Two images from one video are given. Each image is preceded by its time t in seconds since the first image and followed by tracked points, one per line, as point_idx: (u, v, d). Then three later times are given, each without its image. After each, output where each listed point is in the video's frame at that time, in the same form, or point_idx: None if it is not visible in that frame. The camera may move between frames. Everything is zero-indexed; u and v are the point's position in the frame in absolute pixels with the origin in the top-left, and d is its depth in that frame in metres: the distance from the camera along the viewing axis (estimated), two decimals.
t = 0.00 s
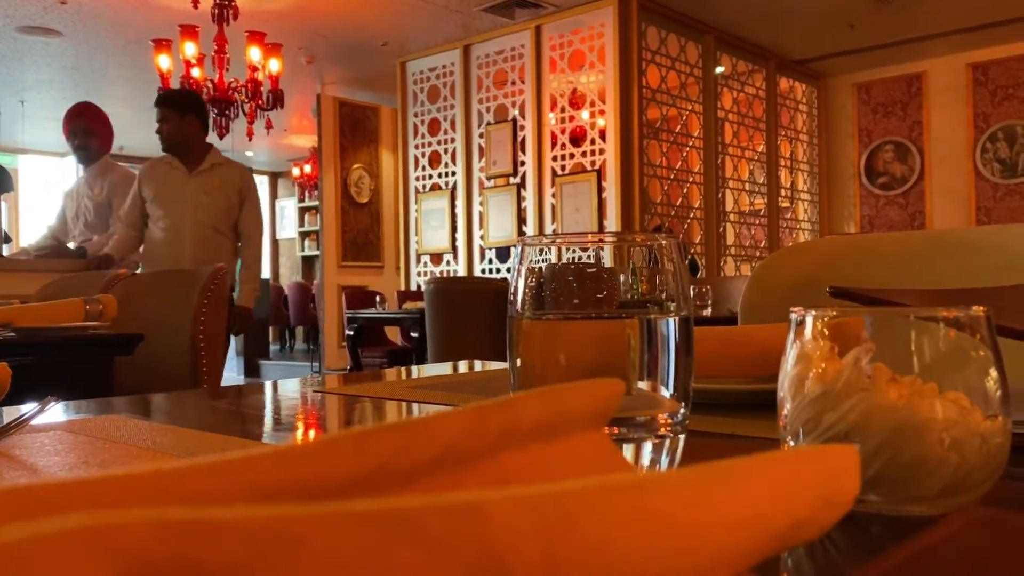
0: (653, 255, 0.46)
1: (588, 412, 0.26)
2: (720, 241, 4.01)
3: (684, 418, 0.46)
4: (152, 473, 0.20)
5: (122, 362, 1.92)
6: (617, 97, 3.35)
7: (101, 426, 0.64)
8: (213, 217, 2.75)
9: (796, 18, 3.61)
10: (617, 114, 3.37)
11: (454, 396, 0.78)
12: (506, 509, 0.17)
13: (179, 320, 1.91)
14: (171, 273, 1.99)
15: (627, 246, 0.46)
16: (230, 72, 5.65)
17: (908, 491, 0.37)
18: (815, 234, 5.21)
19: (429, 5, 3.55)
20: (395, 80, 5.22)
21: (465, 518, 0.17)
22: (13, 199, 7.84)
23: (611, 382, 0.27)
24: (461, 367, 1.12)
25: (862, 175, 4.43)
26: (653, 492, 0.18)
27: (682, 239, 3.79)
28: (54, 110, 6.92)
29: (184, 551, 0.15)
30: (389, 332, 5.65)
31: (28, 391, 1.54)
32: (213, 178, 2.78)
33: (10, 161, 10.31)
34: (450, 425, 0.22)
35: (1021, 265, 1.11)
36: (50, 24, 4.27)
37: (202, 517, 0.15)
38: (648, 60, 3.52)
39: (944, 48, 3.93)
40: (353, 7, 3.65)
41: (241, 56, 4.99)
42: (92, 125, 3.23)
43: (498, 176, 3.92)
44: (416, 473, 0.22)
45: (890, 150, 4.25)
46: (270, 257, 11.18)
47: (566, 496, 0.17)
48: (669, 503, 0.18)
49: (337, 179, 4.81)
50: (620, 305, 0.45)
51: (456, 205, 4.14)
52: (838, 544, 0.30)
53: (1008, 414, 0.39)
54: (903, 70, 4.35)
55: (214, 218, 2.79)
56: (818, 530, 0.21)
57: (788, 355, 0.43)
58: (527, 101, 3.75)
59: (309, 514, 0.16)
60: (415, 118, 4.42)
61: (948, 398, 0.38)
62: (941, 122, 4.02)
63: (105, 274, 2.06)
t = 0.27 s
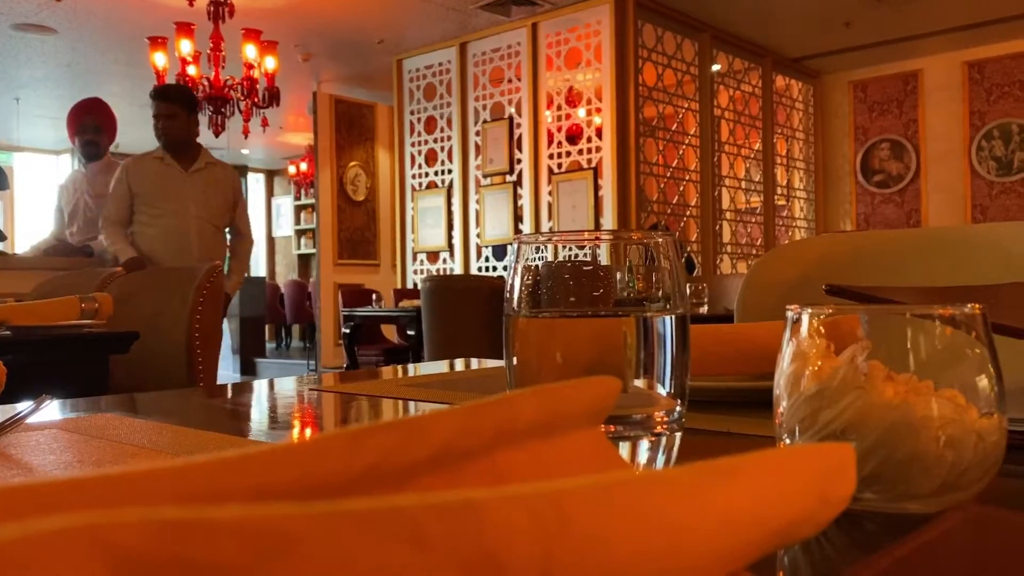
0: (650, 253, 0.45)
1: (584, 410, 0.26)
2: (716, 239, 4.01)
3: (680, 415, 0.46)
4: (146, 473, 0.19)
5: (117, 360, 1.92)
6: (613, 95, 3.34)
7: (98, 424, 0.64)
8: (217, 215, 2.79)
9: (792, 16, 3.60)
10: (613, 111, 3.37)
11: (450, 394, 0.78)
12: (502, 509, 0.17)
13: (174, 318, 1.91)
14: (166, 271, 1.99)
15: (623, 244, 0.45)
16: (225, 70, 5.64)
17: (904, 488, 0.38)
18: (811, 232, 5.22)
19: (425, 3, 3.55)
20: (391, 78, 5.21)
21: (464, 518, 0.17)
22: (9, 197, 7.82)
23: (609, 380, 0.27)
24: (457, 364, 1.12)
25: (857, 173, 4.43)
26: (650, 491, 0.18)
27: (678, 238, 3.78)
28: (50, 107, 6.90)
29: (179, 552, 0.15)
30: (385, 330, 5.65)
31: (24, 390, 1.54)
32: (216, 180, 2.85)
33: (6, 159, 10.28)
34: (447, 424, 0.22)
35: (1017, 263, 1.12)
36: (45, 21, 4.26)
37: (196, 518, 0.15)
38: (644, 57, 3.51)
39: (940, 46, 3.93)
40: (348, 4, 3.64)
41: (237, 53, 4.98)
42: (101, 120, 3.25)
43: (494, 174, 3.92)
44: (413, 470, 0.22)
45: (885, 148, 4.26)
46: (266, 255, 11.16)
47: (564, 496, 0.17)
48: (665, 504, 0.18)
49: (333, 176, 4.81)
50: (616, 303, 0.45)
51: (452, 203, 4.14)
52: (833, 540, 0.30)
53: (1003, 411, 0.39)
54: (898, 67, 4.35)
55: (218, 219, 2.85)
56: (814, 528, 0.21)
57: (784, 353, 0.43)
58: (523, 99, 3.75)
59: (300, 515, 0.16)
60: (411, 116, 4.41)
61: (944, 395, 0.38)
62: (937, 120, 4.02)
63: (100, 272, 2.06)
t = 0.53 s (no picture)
0: (645, 252, 0.46)
1: (580, 407, 0.26)
2: (712, 237, 4.01)
3: (676, 413, 0.46)
4: (138, 472, 0.19)
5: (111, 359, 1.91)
6: (609, 92, 3.34)
7: (94, 423, 0.64)
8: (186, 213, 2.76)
9: (787, 14, 3.60)
10: (609, 109, 3.36)
11: (446, 392, 0.78)
12: (496, 507, 0.17)
13: (169, 316, 1.91)
14: (162, 269, 1.98)
15: (619, 242, 0.45)
16: (221, 67, 5.63)
17: (900, 486, 0.38)
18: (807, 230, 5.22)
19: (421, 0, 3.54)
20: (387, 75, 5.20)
21: (460, 517, 0.17)
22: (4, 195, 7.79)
23: (605, 377, 0.27)
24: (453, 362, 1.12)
25: (852, 171, 4.43)
26: (647, 489, 0.18)
27: (674, 236, 3.78)
28: (45, 105, 6.88)
29: (173, 550, 0.15)
30: (381, 328, 5.65)
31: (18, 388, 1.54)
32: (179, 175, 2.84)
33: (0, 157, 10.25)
34: (444, 422, 0.22)
35: (1013, 261, 1.12)
36: (40, 18, 4.25)
37: (190, 515, 0.15)
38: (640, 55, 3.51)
39: (935, 45, 3.94)
40: (344, 2, 3.64)
41: (232, 51, 4.97)
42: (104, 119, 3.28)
43: (490, 172, 3.91)
44: (410, 468, 0.22)
45: (881, 146, 4.26)
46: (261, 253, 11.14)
47: (559, 493, 0.17)
48: (660, 503, 0.18)
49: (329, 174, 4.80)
50: (613, 301, 0.45)
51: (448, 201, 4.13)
52: (829, 538, 0.30)
53: (998, 409, 0.39)
54: (894, 65, 4.35)
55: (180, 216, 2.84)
56: (811, 526, 0.21)
57: (780, 351, 0.43)
58: (519, 96, 3.74)
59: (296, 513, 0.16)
60: (407, 114, 4.40)
61: (939, 394, 0.38)
62: (933, 118, 4.03)
63: (94, 270, 2.05)
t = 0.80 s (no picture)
0: (642, 250, 0.46)
1: (576, 405, 0.26)
2: (708, 235, 4.01)
3: (673, 411, 0.46)
4: (131, 471, 0.19)
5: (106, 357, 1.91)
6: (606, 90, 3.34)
7: (90, 421, 0.64)
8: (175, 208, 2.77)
9: (783, 11, 3.60)
10: (606, 106, 3.36)
11: (442, 390, 0.77)
12: (492, 506, 0.17)
13: (165, 313, 1.90)
14: (157, 266, 1.98)
15: (616, 240, 0.45)
16: (217, 65, 5.62)
17: (896, 484, 0.38)
18: (803, 228, 5.23)
19: None
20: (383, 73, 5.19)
21: (457, 515, 0.17)
22: None
23: (601, 375, 0.27)
24: (449, 360, 1.12)
25: (848, 169, 4.44)
26: (644, 487, 0.18)
27: (671, 234, 3.78)
28: (40, 102, 6.85)
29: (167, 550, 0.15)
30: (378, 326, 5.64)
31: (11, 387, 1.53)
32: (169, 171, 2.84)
33: None
34: (440, 420, 0.22)
35: (1008, 257, 1.12)
36: (35, 16, 4.23)
37: (183, 514, 0.15)
38: (636, 53, 3.51)
39: (931, 43, 3.94)
40: None
41: (228, 48, 4.96)
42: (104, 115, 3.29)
43: (487, 170, 3.91)
44: (406, 467, 0.22)
45: (877, 144, 4.27)
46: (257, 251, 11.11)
47: (554, 492, 0.17)
48: (656, 501, 0.18)
49: (325, 172, 4.79)
50: (609, 299, 0.45)
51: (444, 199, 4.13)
52: (826, 537, 0.30)
53: (994, 407, 0.39)
54: (890, 63, 4.35)
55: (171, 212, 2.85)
56: (807, 523, 0.21)
57: (776, 349, 0.43)
58: (515, 94, 3.74)
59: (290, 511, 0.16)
60: (404, 111, 4.39)
61: (935, 391, 0.38)
62: (929, 116, 4.03)
63: (89, 268, 2.04)
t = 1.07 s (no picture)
0: (638, 248, 0.46)
1: (571, 403, 0.26)
2: (704, 234, 4.01)
3: (669, 409, 0.46)
4: (127, 472, 0.19)
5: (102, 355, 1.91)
6: (602, 88, 3.33)
7: (85, 419, 0.64)
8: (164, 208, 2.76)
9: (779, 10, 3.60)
10: (602, 105, 3.36)
11: (439, 388, 0.77)
12: (488, 504, 0.17)
13: (160, 312, 1.90)
14: (153, 265, 1.97)
15: (613, 238, 0.45)
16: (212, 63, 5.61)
17: (892, 482, 0.38)
18: (800, 226, 5.24)
19: None
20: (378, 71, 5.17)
21: (450, 515, 0.17)
22: None
23: (599, 373, 0.27)
24: (445, 359, 1.12)
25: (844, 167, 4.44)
26: (640, 486, 0.18)
27: (667, 232, 3.78)
28: (35, 100, 6.84)
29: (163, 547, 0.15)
30: (374, 324, 5.64)
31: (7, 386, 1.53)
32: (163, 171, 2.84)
33: None
34: (437, 419, 0.22)
35: (1002, 257, 1.12)
36: (29, 14, 4.22)
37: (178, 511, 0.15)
38: (633, 51, 3.51)
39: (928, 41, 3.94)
40: None
41: (224, 46, 4.95)
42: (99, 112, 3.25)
43: (483, 168, 3.90)
44: (401, 465, 0.21)
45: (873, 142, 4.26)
46: (253, 249, 11.10)
47: (549, 491, 0.17)
48: (651, 497, 0.18)
49: (321, 170, 4.79)
50: (605, 297, 0.45)
51: (441, 197, 4.13)
52: (821, 534, 0.30)
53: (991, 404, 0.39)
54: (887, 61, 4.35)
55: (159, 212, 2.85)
56: (802, 522, 0.21)
57: (772, 347, 0.43)
58: (512, 92, 3.73)
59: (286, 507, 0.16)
60: (399, 109, 4.38)
61: (931, 389, 0.38)
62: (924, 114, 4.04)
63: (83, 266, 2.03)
